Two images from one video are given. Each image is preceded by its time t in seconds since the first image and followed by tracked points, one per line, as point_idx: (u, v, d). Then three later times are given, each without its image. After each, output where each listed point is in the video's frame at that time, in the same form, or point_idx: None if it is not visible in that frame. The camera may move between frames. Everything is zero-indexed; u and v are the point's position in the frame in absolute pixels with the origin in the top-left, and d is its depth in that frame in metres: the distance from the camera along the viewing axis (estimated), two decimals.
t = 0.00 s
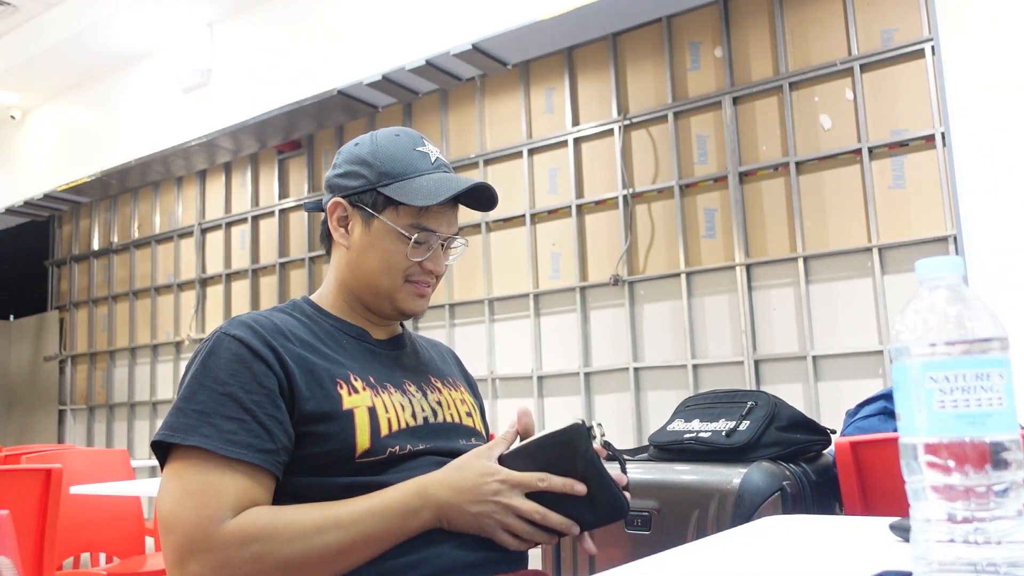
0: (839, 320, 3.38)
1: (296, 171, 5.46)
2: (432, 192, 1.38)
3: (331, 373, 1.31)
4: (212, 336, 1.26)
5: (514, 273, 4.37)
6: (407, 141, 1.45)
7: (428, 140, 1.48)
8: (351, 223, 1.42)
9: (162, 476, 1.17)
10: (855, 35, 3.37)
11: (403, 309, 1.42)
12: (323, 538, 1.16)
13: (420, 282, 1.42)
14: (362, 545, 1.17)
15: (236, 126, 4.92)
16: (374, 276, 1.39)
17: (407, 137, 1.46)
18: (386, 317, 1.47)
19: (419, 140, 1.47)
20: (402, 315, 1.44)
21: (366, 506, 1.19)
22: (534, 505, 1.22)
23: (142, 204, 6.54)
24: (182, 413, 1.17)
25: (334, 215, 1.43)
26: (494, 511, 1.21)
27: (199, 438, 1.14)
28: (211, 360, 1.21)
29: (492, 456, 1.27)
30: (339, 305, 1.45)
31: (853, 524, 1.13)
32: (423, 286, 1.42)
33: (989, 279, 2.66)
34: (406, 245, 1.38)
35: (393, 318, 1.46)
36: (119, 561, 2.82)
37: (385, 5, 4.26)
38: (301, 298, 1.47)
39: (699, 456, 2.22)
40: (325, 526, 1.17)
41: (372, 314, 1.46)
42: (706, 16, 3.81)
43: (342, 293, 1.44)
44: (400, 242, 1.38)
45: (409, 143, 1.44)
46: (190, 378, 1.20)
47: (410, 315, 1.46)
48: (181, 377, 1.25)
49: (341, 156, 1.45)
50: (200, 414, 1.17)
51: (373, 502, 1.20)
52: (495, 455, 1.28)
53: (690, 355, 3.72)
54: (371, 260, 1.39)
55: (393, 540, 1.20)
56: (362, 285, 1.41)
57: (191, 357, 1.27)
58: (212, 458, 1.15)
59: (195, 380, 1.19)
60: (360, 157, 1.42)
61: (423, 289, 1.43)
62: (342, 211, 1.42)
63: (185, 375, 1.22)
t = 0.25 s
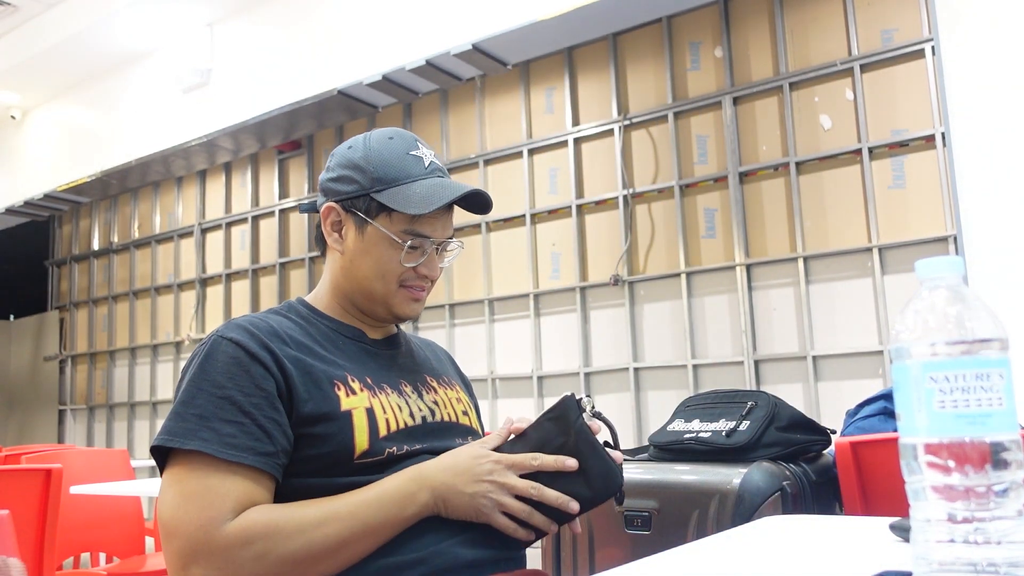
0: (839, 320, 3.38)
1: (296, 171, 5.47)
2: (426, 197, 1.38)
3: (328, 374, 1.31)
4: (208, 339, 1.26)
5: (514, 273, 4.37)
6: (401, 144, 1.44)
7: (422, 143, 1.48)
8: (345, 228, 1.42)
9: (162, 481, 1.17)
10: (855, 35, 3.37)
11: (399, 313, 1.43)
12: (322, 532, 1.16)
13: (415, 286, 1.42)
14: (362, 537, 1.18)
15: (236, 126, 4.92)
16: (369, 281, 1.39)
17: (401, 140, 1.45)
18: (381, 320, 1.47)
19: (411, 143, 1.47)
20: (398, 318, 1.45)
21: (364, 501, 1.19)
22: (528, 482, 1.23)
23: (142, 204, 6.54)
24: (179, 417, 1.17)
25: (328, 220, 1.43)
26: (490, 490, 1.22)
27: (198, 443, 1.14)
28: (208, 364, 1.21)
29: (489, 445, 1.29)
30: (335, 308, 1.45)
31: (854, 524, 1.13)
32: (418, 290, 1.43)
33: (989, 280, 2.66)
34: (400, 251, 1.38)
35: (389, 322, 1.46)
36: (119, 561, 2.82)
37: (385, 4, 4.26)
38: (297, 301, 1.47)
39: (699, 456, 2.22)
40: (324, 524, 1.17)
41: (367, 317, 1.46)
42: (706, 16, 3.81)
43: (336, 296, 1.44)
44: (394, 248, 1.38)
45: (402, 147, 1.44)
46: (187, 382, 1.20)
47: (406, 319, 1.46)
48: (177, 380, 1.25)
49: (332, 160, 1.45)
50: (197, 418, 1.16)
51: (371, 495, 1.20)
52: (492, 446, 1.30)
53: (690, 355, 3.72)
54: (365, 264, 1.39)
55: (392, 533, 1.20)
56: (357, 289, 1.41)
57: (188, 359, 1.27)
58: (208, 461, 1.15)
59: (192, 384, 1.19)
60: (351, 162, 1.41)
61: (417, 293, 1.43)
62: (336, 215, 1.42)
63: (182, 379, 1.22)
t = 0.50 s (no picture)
0: (839, 321, 3.38)
1: (296, 170, 5.47)
2: (425, 199, 1.38)
3: (326, 375, 1.31)
4: (204, 340, 1.26)
5: (514, 273, 4.37)
6: (399, 145, 1.44)
7: (421, 144, 1.48)
8: (343, 229, 1.42)
9: (156, 486, 1.17)
10: (855, 36, 3.37)
11: (398, 314, 1.43)
12: (313, 539, 1.16)
13: (414, 287, 1.42)
14: (354, 544, 1.17)
15: (236, 125, 4.92)
16: (367, 282, 1.39)
17: (399, 141, 1.45)
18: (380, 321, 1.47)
19: (410, 144, 1.47)
20: (397, 320, 1.45)
21: (358, 507, 1.19)
22: (525, 484, 1.24)
23: (142, 203, 6.54)
24: (175, 422, 1.17)
25: (327, 220, 1.43)
26: (485, 496, 1.21)
27: (192, 447, 1.14)
28: (204, 367, 1.21)
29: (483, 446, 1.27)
30: (333, 309, 1.45)
31: (854, 526, 1.13)
32: (417, 291, 1.43)
33: (989, 281, 2.66)
34: (399, 253, 1.38)
35: (388, 322, 1.46)
36: (118, 560, 2.82)
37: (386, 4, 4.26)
38: (295, 300, 1.47)
39: (699, 457, 2.22)
40: (317, 530, 1.16)
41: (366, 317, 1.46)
42: (706, 16, 3.81)
43: (335, 296, 1.44)
44: (393, 250, 1.38)
45: (400, 148, 1.44)
46: (184, 385, 1.20)
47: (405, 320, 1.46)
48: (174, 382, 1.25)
49: (331, 160, 1.45)
50: (193, 422, 1.17)
51: (366, 501, 1.20)
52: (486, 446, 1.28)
53: (690, 356, 3.72)
54: (364, 266, 1.39)
55: (386, 540, 1.20)
56: (355, 290, 1.41)
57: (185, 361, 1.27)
58: (201, 465, 1.15)
59: (188, 387, 1.19)
60: (349, 162, 1.41)
61: (416, 294, 1.43)
62: (333, 216, 1.42)
63: (178, 382, 1.22)
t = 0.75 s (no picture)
0: (839, 320, 3.38)
1: (296, 170, 5.47)
2: (424, 200, 1.38)
3: (324, 375, 1.31)
4: (201, 341, 1.26)
5: (515, 273, 4.37)
6: (399, 145, 1.44)
7: (421, 144, 1.48)
8: (342, 228, 1.42)
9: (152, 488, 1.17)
10: (855, 35, 3.37)
11: (396, 314, 1.43)
12: (309, 543, 1.16)
13: (413, 288, 1.42)
14: (351, 548, 1.17)
15: (236, 126, 4.92)
16: (365, 282, 1.39)
17: (399, 142, 1.45)
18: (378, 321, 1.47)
19: (410, 144, 1.47)
20: (395, 320, 1.45)
21: (356, 510, 1.19)
22: (524, 484, 1.24)
23: (142, 204, 6.54)
24: (172, 424, 1.17)
25: (325, 220, 1.43)
26: (484, 498, 1.21)
27: (190, 449, 1.14)
28: (201, 369, 1.21)
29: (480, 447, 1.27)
30: (332, 309, 1.45)
31: (854, 525, 1.13)
32: (416, 292, 1.42)
33: (989, 280, 2.66)
34: (397, 253, 1.38)
35: (387, 323, 1.46)
36: (119, 560, 2.82)
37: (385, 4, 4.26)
38: (294, 300, 1.47)
39: (699, 456, 2.22)
40: (314, 533, 1.17)
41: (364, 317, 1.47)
42: (706, 16, 3.81)
43: (334, 296, 1.44)
44: (391, 250, 1.38)
45: (400, 149, 1.44)
46: (181, 386, 1.20)
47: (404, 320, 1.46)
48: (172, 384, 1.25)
49: (331, 160, 1.45)
50: (191, 423, 1.17)
51: (364, 504, 1.20)
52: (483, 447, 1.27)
53: (690, 355, 3.72)
54: (362, 266, 1.39)
55: (384, 544, 1.20)
56: (353, 290, 1.41)
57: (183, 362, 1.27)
58: (197, 467, 1.15)
59: (185, 389, 1.20)
60: (349, 162, 1.42)
61: (415, 294, 1.43)
62: (332, 216, 1.42)
63: (176, 384, 1.22)
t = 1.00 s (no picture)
0: (839, 320, 3.38)
1: (296, 170, 5.47)
2: (424, 198, 1.38)
3: (324, 374, 1.31)
4: (201, 341, 1.26)
5: (514, 273, 4.37)
6: (400, 145, 1.45)
7: (422, 144, 1.49)
8: (343, 227, 1.42)
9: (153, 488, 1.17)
10: (855, 35, 3.37)
11: (396, 313, 1.43)
12: (309, 543, 1.16)
13: (413, 287, 1.42)
14: (351, 548, 1.17)
15: (236, 126, 4.92)
16: (365, 281, 1.39)
17: (400, 141, 1.45)
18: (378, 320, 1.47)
19: (411, 144, 1.47)
20: (395, 319, 1.45)
21: (356, 511, 1.19)
22: (525, 485, 1.24)
23: (142, 204, 6.54)
24: (173, 423, 1.17)
25: (326, 219, 1.43)
26: (485, 500, 1.21)
27: (190, 448, 1.14)
28: (201, 368, 1.21)
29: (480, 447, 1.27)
30: (332, 308, 1.45)
31: (854, 524, 1.13)
32: (416, 291, 1.43)
33: (989, 280, 2.66)
34: (398, 252, 1.38)
35: (387, 322, 1.46)
36: (119, 561, 2.82)
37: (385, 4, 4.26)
38: (294, 300, 1.47)
39: (699, 456, 2.22)
40: (315, 533, 1.17)
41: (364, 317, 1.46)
42: (706, 16, 3.81)
43: (334, 295, 1.44)
44: (392, 248, 1.38)
45: (401, 148, 1.44)
46: (181, 386, 1.20)
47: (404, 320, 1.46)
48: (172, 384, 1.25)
49: (331, 159, 1.45)
50: (191, 423, 1.17)
51: (365, 505, 1.20)
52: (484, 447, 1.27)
53: (690, 355, 3.72)
54: (362, 265, 1.39)
55: (384, 545, 1.20)
56: (353, 288, 1.41)
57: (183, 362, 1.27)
58: (198, 467, 1.15)
59: (185, 388, 1.20)
60: (349, 161, 1.42)
61: (415, 293, 1.43)
62: (333, 215, 1.42)
63: (175, 384, 1.22)
